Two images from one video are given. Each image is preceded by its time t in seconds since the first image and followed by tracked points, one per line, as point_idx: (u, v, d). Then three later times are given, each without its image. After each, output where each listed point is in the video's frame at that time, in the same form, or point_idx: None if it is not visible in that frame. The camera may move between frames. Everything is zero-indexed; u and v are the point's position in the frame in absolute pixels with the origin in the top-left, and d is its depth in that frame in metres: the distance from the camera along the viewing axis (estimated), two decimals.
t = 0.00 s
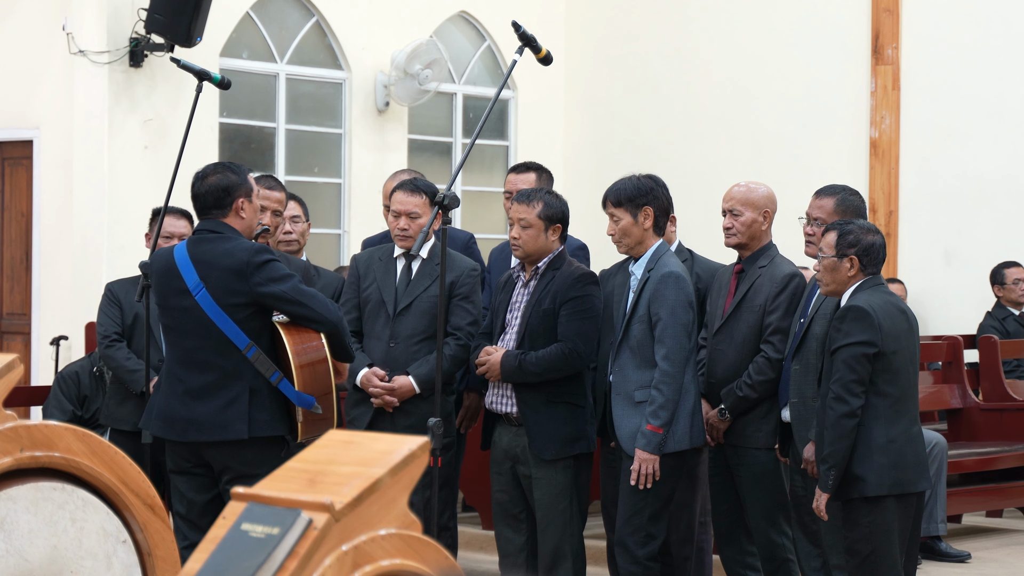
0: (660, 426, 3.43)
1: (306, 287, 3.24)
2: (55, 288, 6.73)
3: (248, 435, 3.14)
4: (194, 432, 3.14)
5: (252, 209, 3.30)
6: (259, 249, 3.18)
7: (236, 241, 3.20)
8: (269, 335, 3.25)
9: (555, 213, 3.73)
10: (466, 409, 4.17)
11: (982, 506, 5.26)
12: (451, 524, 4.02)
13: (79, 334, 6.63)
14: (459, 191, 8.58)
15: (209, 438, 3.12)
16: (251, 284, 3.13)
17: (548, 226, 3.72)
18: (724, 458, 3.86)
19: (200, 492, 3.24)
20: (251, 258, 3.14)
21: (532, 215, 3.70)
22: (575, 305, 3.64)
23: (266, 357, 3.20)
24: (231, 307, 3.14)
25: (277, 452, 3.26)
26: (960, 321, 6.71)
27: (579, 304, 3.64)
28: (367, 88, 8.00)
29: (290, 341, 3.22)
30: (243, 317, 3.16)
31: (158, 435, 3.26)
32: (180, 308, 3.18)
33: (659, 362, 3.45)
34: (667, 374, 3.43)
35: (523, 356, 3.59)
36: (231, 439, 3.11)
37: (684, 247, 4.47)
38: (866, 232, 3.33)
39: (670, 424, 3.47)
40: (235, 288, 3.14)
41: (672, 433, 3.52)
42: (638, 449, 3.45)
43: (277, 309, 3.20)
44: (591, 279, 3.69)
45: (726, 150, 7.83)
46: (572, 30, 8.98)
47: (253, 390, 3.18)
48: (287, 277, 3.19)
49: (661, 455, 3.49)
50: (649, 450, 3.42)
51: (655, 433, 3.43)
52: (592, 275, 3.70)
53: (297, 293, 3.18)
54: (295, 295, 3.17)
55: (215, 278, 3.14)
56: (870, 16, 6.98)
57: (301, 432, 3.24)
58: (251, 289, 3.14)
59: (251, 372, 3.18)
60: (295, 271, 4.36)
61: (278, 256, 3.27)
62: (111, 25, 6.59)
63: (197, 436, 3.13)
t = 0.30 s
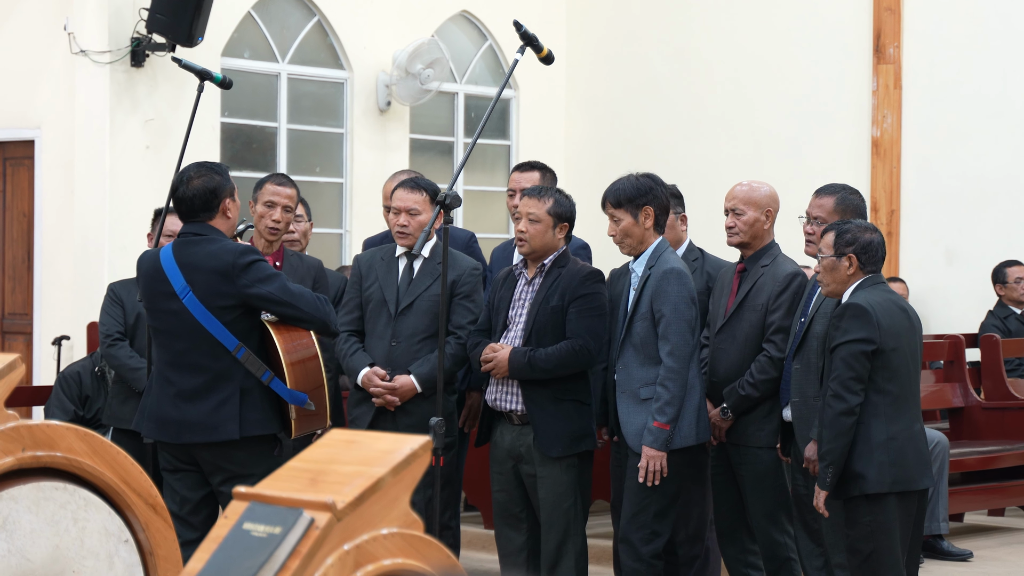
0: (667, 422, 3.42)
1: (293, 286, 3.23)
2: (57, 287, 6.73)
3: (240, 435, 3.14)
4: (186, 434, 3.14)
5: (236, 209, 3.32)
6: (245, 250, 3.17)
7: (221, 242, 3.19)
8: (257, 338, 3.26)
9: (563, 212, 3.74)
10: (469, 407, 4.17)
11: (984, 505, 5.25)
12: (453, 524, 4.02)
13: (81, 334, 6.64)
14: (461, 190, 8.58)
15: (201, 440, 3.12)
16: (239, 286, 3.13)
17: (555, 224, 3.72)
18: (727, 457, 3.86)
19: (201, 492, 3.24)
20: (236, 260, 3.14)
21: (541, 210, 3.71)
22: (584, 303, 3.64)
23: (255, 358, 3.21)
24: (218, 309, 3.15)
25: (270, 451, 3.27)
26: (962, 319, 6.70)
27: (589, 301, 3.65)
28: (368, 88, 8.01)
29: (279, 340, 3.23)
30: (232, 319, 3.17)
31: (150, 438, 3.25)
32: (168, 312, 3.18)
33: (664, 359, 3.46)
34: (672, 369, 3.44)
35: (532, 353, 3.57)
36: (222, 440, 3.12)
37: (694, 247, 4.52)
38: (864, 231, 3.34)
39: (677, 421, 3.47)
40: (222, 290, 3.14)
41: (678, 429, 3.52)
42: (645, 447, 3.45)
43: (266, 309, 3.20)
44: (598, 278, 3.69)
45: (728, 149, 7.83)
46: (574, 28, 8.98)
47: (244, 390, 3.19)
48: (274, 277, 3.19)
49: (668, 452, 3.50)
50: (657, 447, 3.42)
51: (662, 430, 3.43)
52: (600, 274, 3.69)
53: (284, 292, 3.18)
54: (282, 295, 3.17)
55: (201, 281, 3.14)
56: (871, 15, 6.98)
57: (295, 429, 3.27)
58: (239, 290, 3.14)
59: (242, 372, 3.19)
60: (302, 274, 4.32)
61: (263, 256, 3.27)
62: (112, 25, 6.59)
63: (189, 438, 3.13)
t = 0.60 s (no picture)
0: (667, 422, 3.43)
1: (285, 282, 3.26)
2: (57, 285, 6.73)
3: (234, 433, 3.15)
4: (180, 432, 3.13)
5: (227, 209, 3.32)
6: (237, 247, 3.18)
7: (212, 241, 3.19)
8: (251, 334, 3.27)
9: (567, 209, 3.75)
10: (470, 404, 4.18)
11: (985, 502, 5.25)
12: (452, 521, 4.02)
13: (82, 332, 6.64)
14: (462, 188, 8.58)
15: (195, 437, 3.12)
16: (233, 284, 3.14)
17: (558, 221, 3.72)
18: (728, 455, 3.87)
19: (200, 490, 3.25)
20: (229, 258, 3.14)
21: (544, 206, 3.72)
22: (577, 298, 3.64)
23: (250, 355, 3.21)
24: (212, 308, 3.15)
25: (263, 447, 3.27)
26: (963, 316, 6.69)
27: (582, 295, 3.64)
28: (369, 85, 8.00)
29: (275, 337, 3.24)
30: (225, 317, 3.18)
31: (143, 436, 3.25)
32: (160, 311, 3.16)
33: (664, 358, 3.46)
34: (672, 369, 3.44)
35: (524, 346, 3.59)
36: (217, 437, 3.12)
37: (699, 245, 4.52)
38: (864, 227, 3.33)
39: (676, 420, 3.47)
40: (216, 288, 3.14)
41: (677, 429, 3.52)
42: (644, 446, 3.45)
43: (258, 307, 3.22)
44: (594, 273, 3.68)
45: (728, 146, 7.82)
46: (574, 25, 8.98)
47: (238, 387, 3.19)
48: (267, 273, 3.21)
49: (666, 451, 3.50)
50: (656, 447, 3.43)
51: (661, 429, 3.43)
52: (595, 269, 3.69)
53: (277, 289, 3.20)
54: (276, 292, 3.20)
55: (194, 280, 3.14)
56: (871, 12, 6.98)
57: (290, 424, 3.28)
58: (233, 288, 3.15)
59: (236, 370, 3.20)
60: (311, 273, 4.32)
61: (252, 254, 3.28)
62: (112, 23, 6.59)
63: (183, 435, 3.13)
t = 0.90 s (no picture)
0: (660, 420, 3.43)
1: (288, 279, 3.27)
2: (59, 282, 6.74)
3: (233, 428, 3.15)
4: (177, 427, 3.13)
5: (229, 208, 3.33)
6: (241, 244, 3.19)
7: (216, 238, 3.20)
8: (252, 330, 3.27)
9: (570, 206, 3.73)
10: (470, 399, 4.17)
11: (986, 498, 5.25)
12: (453, 516, 4.02)
13: (84, 330, 6.65)
14: (462, 184, 8.57)
15: (192, 432, 3.12)
16: (236, 280, 3.15)
17: (560, 217, 3.72)
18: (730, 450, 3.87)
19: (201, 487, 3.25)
20: (234, 254, 3.15)
21: (547, 202, 3.72)
22: (566, 291, 3.60)
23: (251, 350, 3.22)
24: (215, 303, 3.15)
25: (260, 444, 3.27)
26: (964, 311, 6.68)
27: (571, 289, 3.60)
28: (369, 82, 8.00)
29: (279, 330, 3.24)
30: (228, 313, 3.17)
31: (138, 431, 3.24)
32: (160, 306, 3.16)
33: (660, 358, 3.46)
34: (667, 369, 3.43)
35: (512, 342, 3.62)
36: (215, 432, 3.12)
37: (703, 241, 4.51)
38: (867, 225, 3.33)
39: (669, 419, 3.47)
40: (220, 284, 3.15)
41: (669, 430, 3.52)
42: (637, 444, 3.45)
43: (260, 302, 3.22)
44: (585, 268, 3.64)
45: (729, 143, 7.82)
46: (574, 22, 8.97)
47: (237, 382, 3.20)
48: (270, 270, 3.21)
49: (658, 451, 3.50)
50: (648, 445, 3.42)
51: (654, 428, 3.43)
52: (586, 264, 3.64)
53: (281, 285, 3.21)
54: (279, 289, 3.20)
55: (198, 276, 3.14)
56: (872, 8, 6.97)
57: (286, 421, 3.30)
58: (237, 284, 3.15)
59: (236, 366, 3.20)
60: (319, 269, 4.31)
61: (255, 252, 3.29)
62: (112, 20, 6.59)
63: (180, 431, 3.12)
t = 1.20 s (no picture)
0: (661, 417, 3.43)
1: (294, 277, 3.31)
2: (60, 279, 6.74)
3: (242, 425, 3.16)
4: (182, 424, 3.12)
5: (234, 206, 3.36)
6: (250, 241, 3.21)
7: (223, 235, 3.21)
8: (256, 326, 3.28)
9: (558, 203, 3.71)
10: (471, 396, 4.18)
11: (987, 495, 5.25)
12: (454, 512, 4.02)
13: (85, 327, 6.65)
14: (463, 181, 8.57)
15: (199, 429, 3.11)
16: (247, 277, 3.17)
17: (550, 218, 3.71)
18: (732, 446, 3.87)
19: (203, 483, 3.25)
20: (245, 251, 3.17)
21: (535, 205, 3.70)
22: (565, 292, 3.59)
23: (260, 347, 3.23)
24: (225, 300, 3.16)
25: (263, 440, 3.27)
26: (966, 308, 6.67)
27: (570, 290, 3.59)
28: (370, 79, 8.00)
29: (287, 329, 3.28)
30: (237, 310, 3.18)
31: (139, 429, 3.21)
32: (165, 301, 3.14)
33: (659, 354, 3.45)
34: (666, 365, 3.43)
35: (513, 344, 3.64)
36: (224, 429, 3.12)
37: (706, 238, 4.51)
38: (869, 219, 3.34)
39: (670, 416, 3.47)
40: (231, 280, 3.15)
41: (671, 425, 3.54)
42: (640, 441, 3.45)
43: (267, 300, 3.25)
44: (584, 267, 3.62)
45: (730, 139, 7.81)
46: (575, 18, 8.96)
47: (244, 379, 3.20)
48: (278, 268, 3.25)
49: (662, 447, 3.51)
50: (650, 442, 3.42)
51: (656, 425, 3.43)
52: (585, 263, 3.63)
53: (289, 283, 3.25)
54: (288, 285, 3.24)
55: (209, 272, 3.14)
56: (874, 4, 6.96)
57: (291, 419, 3.31)
58: (248, 281, 3.17)
59: (242, 362, 3.20)
60: (325, 267, 4.31)
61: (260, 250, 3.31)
62: (114, 17, 6.59)
63: (186, 428, 3.12)
